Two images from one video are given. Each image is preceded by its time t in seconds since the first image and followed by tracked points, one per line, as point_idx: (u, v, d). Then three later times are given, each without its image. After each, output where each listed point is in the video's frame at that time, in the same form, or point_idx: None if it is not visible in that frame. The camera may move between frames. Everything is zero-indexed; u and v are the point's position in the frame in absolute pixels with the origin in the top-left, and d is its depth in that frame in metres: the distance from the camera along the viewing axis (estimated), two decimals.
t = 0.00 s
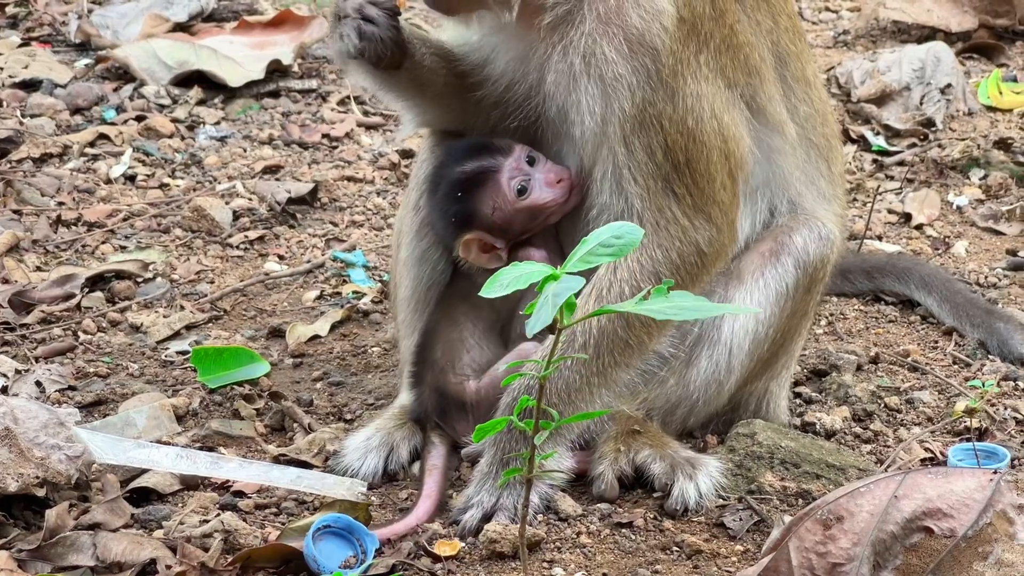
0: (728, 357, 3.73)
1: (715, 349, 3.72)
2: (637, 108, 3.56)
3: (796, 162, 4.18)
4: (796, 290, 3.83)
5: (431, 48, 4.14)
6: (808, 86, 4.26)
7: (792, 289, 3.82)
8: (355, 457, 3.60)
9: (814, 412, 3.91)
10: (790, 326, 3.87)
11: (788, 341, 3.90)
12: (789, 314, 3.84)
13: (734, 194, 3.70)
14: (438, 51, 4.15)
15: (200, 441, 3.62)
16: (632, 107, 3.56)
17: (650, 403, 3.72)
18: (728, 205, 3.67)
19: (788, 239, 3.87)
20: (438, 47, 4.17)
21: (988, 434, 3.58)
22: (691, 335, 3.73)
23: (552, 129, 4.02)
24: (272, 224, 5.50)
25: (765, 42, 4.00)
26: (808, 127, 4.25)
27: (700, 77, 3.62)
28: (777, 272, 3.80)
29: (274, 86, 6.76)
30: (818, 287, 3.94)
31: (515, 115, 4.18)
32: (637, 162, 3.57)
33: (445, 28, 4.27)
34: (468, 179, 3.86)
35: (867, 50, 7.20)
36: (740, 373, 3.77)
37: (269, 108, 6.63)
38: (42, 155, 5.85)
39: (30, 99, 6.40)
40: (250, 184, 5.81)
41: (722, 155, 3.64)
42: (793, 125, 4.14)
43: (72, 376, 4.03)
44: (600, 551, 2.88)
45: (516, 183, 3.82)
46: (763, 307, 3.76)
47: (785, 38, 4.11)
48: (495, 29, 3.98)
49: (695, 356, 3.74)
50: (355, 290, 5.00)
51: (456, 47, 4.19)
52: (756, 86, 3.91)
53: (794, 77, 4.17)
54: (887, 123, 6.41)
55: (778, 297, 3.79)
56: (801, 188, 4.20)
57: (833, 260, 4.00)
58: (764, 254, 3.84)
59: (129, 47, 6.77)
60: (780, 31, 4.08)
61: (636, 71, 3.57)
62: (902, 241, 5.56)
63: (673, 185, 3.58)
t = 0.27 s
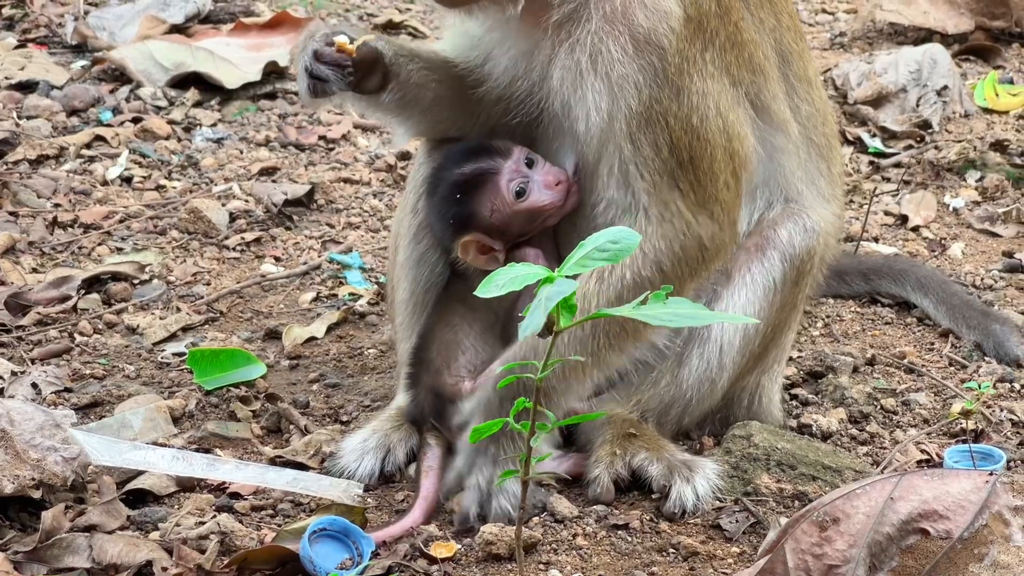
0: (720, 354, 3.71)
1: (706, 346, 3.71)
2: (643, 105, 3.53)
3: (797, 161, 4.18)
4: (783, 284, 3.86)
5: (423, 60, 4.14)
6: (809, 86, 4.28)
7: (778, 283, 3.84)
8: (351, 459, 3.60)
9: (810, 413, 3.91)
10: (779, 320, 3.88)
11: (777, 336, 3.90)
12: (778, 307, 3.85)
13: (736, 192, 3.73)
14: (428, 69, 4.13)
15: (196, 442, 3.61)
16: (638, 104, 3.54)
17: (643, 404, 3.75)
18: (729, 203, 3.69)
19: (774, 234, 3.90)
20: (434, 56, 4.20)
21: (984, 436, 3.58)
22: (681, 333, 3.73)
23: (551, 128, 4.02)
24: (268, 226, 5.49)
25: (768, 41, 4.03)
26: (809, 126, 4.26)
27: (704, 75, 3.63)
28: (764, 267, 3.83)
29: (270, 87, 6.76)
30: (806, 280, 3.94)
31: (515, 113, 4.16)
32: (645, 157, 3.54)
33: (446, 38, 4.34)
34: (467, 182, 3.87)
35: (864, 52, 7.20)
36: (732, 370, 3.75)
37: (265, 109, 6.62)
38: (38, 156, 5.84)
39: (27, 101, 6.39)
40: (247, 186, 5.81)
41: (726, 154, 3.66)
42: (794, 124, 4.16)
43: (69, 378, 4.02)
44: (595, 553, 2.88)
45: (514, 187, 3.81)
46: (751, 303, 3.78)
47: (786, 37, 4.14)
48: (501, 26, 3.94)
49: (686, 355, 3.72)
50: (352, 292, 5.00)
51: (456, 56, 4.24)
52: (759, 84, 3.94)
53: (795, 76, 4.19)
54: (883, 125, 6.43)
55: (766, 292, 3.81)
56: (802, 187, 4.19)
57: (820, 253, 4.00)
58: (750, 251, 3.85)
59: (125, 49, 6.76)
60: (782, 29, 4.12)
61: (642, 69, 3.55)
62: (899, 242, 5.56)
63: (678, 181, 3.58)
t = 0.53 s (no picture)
0: (713, 354, 3.69)
1: (700, 346, 3.68)
2: (647, 85, 3.63)
3: (796, 164, 4.19)
4: (773, 280, 3.83)
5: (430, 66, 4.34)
6: (810, 90, 4.31)
7: (769, 279, 3.82)
8: (350, 462, 3.61)
9: (807, 416, 3.91)
10: (770, 317, 3.85)
11: (769, 332, 3.88)
12: (769, 304, 3.83)
13: (730, 185, 3.80)
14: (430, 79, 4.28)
15: (194, 446, 3.61)
16: (643, 83, 3.64)
17: (638, 406, 3.70)
18: (720, 190, 3.75)
19: (761, 231, 3.87)
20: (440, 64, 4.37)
21: (982, 439, 3.58)
22: (675, 334, 3.70)
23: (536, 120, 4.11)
24: (266, 229, 5.49)
25: (773, 44, 4.08)
26: (809, 130, 4.29)
27: (708, 65, 3.71)
28: (753, 265, 3.81)
29: (268, 90, 6.76)
30: (797, 275, 3.91)
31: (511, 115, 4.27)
32: (646, 129, 3.63)
33: (453, 41, 4.46)
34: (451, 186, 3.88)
35: (861, 54, 7.21)
36: (726, 369, 3.73)
37: (263, 112, 6.63)
38: (36, 159, 5.84)
39: (25, 103, 6.39)
40: (245, 189, 5.81)
41: (721, 146, 3.74)
42: (793, 126, 4.19)
43: (67, 381, 4.02)
44: (593, 556, 2.88)
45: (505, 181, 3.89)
46: (741, 301, 3.78)
47: (792, 42, 4.18)
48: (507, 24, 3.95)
49: (680, 355, 3.69)
50: (350, 295, 5.00)
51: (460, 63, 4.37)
52: (761, 85, 3.98)
53: (797, 80, 4.22)
54: (881, 128, 6.45)
55: (756, 289, 3.80)
56: (801, 189, 4.20)
57: (810, 248, 3.97)
58: (739, 249, 3.84)
59: (123, 51, 6.76)
60: (787, 31, 4.16)
61: (649, 51, 3.64)
62: (896, 246, 5.58)
63: (674, 156, 3.64)
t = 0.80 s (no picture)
0: (709, 360, 3.69)
1: (695, 352, 3.68)
2: (645, 83, 3.66)
3: (793, 167, 4.20)
4: (767, 285, 3.82)
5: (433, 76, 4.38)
6: (808, 93, 4.31)
7: (763, 284, 3.81)
8: (349, 470, 3.61)
9: (805, 425, 3.92)
10: (765, 322, 3.85)
11: (764, 337, 3.87)
12: (764, 309, 3.82)
13: (723, 182, 3.82)
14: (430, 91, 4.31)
15: (193, 455, 3.61)
16: (642, 81, 3.66)
17: (634, 413, 3.71)
18: (712, 188, 3.78)
19: (755, 235, 3.86)
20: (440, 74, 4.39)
21: (979, 448, 3.59)
22: (670, 340, 3.69)
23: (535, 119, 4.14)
24: (264, 237, 5.50)
25: (773, 44, 4.09)
26: (806, 133, 4.29)
27: (707, 63, 3.72)
28: (747, 270, 3.80)
29: (267, 98, 6.77)
30: (791, 279, 3.91)
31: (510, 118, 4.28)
32: (642, 126, 3.67)
33: (453, 51, 4.50)
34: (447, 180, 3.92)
35: (859, 63, 7.23)
36: (722, 376, 3.73)
37: (262, 120, 6.64)
38: (35, 168, 5.85)
39: (24, 112, 6.40)
40: (243, 197, 5.81)
41: (716, 145, 3.76)
42: (790, 128, 4.19)
43: (66, 390, 4.02)
44: (591, 565, 2.88)
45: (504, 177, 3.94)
46: (736, 307, 3.77)
47: (789, 43, 4.19)
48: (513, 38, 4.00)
49: (675, 362, 3.69)
50: (348, 303, 5.01)
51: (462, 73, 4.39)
52: (760, 85, 3.99)
53: (795, 82, 4.23)
54: (878, 136, 6.46)
55: (751, 294, 3.79)
56: (798, 193, 4.21)
57: (804, 251, 3.96)
58: (732, 254, 3.83)
59: (122, 60, 6.77)
60: (786, 34, 4.19)
61: (649, 47, 3.66)
62: (893, 254, 5.59)
63: (669, 153, 3.68)
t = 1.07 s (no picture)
0: (708, 365, 3.69)
1: (694, 357, 3.68)
2: (646, 88, 3.67)
3: (791, 169, 4.21)
4: (766, 289, 3.82)
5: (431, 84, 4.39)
6: (806, 94, 4.32)
7: (762, 288, 3.81)
8: (349, 476, 3.61)
9: (804, 430, 3.92)
10: (764, 327, 3.85)
11: (763, 342, 3.88)
12: (762, 314, 3.83)
13: (725, 184, 3.82)
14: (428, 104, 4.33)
15: (193, 460, 3.61)
16: (643, 86, 3.67)
17: (633, 418, 3.71)
18: (714, 190, 3.78)
19: (753, 239, 3.86)
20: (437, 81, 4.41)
21: (979, 453, 3.59)
22: (669, 345, 3.69)
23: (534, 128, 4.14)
24: (264, 242, 5.50)
25: (771, 45, 4.09)
26: (805, 134, 4.30)
27: (707, 65, 3.73)
28: (746, 275, 3.80)
29: (267, 103, 6.78)
30: (790, 284, 3.91)
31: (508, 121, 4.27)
32: (645, 132, 3.68)
33: (450, 57, 4.52)
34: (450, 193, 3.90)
35: (858, 68, 7.24)
36: (721, 381, 3.72)
37: (261, 125, 6.64)
38: (35, 173, 5.86)
39: (23, 117, 6.40)
40: (243, 202, 5.82)
41: (718, 148, 3.77)
42: (789, 130, 4.20)
43: (65, 396, 4.02)
44: (591, 571, 2.88)
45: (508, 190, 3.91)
46: (734, 311, 3.78)
47: (786, 44, 4.20)
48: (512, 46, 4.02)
49: (674, 366, 3.69)
50: (348, 309, 5.01)
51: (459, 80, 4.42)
52: (760, 86, 3.99)
53: (793, 83, 4.24)
54: (877, 141, 6.46)
55: (750, 299, 3.79)
56: (797, 195, 4.22)
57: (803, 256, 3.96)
58: (730, 258, 3.83)
59: (121, 65, 6.77)
60: (782, 34, 4.18)
61: (648, 52, 3.67)
62: (893, 259, 5.61)
63: (672, 158, 3.70)
